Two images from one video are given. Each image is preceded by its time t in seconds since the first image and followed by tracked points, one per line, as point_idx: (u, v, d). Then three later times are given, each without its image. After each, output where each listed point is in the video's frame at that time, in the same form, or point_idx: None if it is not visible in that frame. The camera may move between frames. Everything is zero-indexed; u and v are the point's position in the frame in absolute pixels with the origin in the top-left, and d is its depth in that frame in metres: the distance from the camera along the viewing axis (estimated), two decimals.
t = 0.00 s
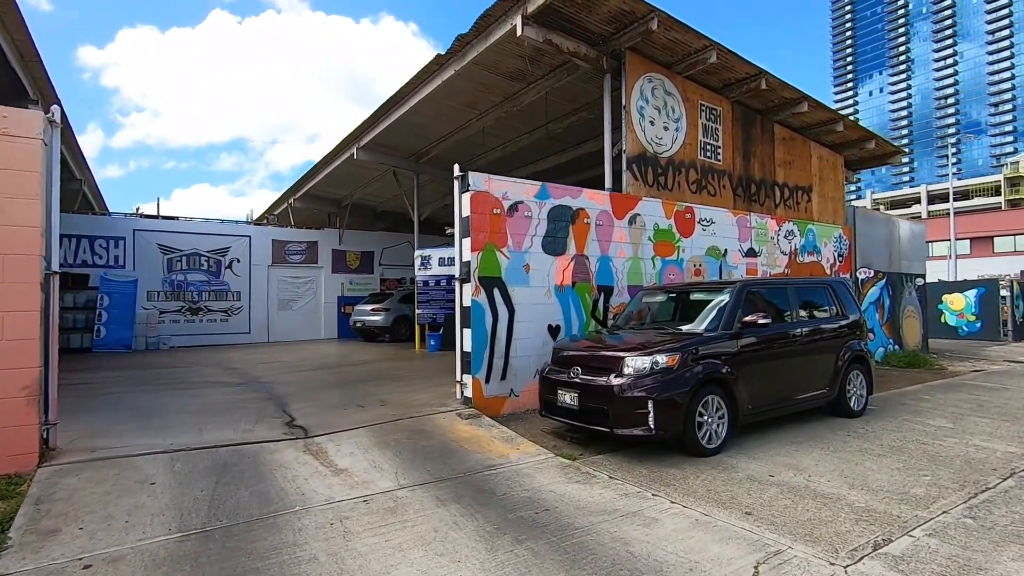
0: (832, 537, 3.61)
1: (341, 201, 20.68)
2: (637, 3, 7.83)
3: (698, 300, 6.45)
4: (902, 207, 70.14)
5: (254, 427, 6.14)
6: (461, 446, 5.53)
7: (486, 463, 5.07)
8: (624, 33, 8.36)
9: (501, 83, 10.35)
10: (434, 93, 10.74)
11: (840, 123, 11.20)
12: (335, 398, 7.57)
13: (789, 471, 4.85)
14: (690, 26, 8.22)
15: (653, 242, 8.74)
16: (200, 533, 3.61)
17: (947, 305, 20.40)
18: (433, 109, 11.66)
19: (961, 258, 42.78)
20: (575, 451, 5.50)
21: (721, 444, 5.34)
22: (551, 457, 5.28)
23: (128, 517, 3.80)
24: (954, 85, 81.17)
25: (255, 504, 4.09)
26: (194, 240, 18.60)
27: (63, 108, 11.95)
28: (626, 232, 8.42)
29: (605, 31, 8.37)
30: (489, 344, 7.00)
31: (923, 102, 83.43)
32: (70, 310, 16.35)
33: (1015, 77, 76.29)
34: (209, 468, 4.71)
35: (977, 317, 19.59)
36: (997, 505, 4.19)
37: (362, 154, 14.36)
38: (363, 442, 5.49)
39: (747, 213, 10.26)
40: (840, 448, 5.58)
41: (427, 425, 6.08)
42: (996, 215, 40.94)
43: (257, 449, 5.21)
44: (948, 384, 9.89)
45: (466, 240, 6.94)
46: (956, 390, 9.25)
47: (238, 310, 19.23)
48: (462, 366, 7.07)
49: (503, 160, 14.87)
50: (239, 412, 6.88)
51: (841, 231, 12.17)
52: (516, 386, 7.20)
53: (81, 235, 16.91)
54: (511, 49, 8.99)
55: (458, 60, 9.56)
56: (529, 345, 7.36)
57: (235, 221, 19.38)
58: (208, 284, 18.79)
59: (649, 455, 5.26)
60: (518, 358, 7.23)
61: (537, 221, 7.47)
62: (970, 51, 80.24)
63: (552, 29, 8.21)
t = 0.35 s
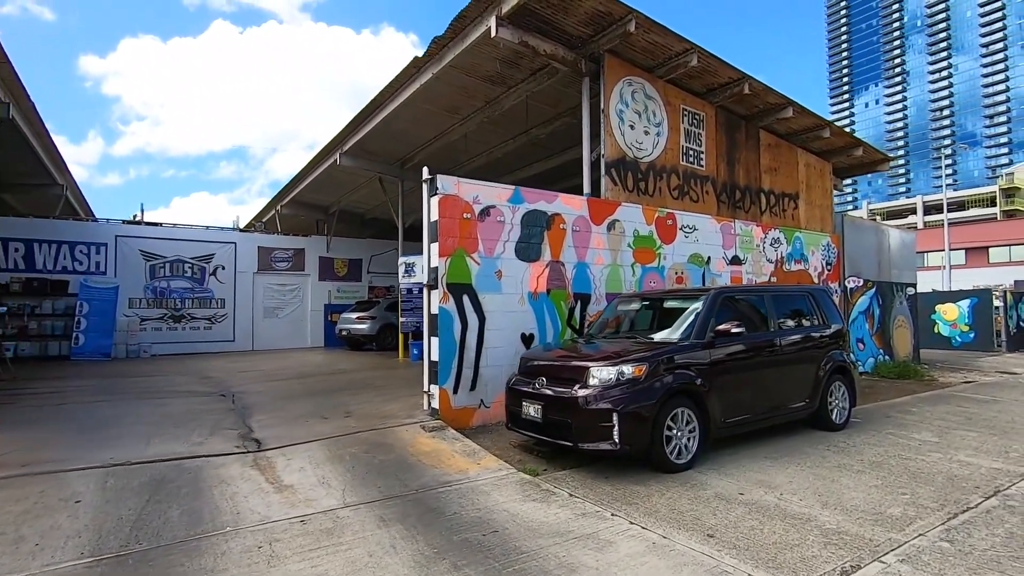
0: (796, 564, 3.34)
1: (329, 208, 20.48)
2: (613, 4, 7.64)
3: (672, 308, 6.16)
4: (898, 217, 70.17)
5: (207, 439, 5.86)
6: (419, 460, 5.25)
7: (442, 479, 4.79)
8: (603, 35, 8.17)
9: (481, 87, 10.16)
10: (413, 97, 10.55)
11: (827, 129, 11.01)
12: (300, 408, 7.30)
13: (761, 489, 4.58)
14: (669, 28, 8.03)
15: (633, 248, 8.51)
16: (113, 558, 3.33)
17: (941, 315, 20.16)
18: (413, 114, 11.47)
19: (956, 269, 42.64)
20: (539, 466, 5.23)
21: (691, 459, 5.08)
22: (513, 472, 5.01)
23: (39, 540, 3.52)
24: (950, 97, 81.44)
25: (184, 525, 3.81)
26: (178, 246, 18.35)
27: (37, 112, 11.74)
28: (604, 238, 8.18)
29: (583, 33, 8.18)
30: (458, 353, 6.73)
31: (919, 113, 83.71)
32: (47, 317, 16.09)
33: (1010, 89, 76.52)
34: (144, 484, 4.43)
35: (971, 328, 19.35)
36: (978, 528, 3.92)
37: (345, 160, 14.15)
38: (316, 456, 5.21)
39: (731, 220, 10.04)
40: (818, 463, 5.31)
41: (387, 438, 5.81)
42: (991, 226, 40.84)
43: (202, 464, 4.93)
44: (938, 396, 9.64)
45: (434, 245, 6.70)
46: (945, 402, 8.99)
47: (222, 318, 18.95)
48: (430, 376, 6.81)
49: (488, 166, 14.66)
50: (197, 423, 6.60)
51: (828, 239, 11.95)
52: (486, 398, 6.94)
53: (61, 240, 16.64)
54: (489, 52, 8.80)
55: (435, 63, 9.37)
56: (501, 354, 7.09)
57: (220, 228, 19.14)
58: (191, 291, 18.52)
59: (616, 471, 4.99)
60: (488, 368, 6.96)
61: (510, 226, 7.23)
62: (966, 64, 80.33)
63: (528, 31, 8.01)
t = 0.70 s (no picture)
0: None
1: (321, 220, 20.38)
2: (591, 11, 7.52)
3: (647, 319, 5.93)
4: (900, 228, 69.98)
5: (165, 457, 5.65)
6: (380, 479, 5.03)
7: (400, 500, 4.57)
8: (582, 42, 8.05)
9: (463, 97, 10.05)
10: (396, 107, 10.44)
11: (816, 138, 10.85)
12: (269, 424, 7.09)
13: (734, 510, 4.35)
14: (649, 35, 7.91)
15: (615, 259, 8.32)
16: None
17: (940, 326, 19.88)
18: (397, 124, 11.37)
19: (956, 279, 42.39)
20: (505, 485, 5.01)
21: (664, 478, 4.86)
22: (476, 492, 4.78)
23: None
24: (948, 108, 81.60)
25: (115, 551, 3.59)
26: (168, 259, 18.23)
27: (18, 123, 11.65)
28: (585, 248, 8.00)
29: (562, 40, 8.06)
30: (429, 366, 6.53)
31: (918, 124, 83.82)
32: (34, 330, 15.88)
33: (1009, 100, 76.62)
34: (84, 506, 4.22)
35: (970, 339, 19.07)
36: (961, 552, 3.68)
37: (333, 171, 14.05)
38: (272, 476, 5.00)
39: (718, 229, 9.87)
40: (798, 482, 5.08)
41: (352, 456, 5.59)
42: (991, 236, 40.62)
43: (150, 485, 4.71)
44: (932, 409, 9.39)
45: (405, 256, 6.53)
46: (939, 416, 8.73)
47: (212, 331, 18.77)
48: (401, 391, 6.60)
49: (477, 177, 14.55)
50: (160, 439, 6.39)
51: (820, 249, 11.76)
52: (459, 413, 6.72)
53: (49, 253, 16.50)
54: (468, 61, 8.69)
55: (416, 72, 9.27)
56: (475, 367, 6.89)
57: (211, 240, 19.02)
58: (181, 304, 18.36)
59: (584, 490, 4.77)
60: (461, 382, 6.75)
61: (485, 236, 7.06)
62: (964, 75, 80.62)
63: (506, 39, 7.89)
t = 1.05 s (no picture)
0: None
1: (316, 229, 20.31)
2: (572, 14, 7.36)
3: (624, 329, 5.67)
4: (907, 235, 69.37)
5: (125, 472, 5.48)
6: (341, 496, 4.83)
7: (356, 519, 4.37)
8: (564, 46, 7.89)
9: (448, 104, 9.92)
10: (381, 114, 10.33)
11: (809, 142, 10.62)
12: (241, 438, 6.91)
13: (705, 531, 4.11)
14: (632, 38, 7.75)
15: (600, 266, 8.12)
16: None
17: (945, 335, 19.51)
18: (384, 132, 11.25)
19: (963, 286, 41.94)
20: (470, 503, 4.79)
21: (634, 496, 4.64)
22: (438, 511, 4.57)
23: None
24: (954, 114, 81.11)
25: None
26: (162, 269, 18.17)
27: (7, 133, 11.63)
28: (567, 256, 7.81)
29: (544, 44, 7.90)
30: (402, 378, 6.33)
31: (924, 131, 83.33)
32: (27, 341, 15.72)
33: (1016, 106, 76.07)
34: (24, 526, 4.05)
35: (976, 347, 18.70)
36: None
37: (323, 180, 13.95)
38: (229, 493, 4.81)
39: (708, 236, 9.65)
40: (778, 500, 4.84)
41: (315, 472, 5.39)
42: (998, 242, 40.18)
43: (99, 503, 4.53)
44: (930, 421, 9.09)
45: (378, 264, 6.35)
46: (936, 428, 8.45)
47: (206, 341, 18.67)
48: (373, 404, 6.41)
49: (469, 186, 14.41)
50: (125, 454, 6.23)
51: (815, 256, 11.51)
52: (434, 426, 6.51)
53: (43, 263, 16.46)
54: (451, 67, 8.56)
55: (398, 79, 9.15)
56: (450, 379, 6.69)
57: (206, 250, 18.96)
58: (175, 314, 18.28)
59: (551, 510, 4.54)
60: (436, 395, 6.55)
61: (462, 244, 6.89)
62: (970, 82, 80.20)
63: (486, 43, 7.74)
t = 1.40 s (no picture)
0: None
1: (313, 235, 20.21)
2: (553, 10, 7.18)
3: (604, 330, 5.45)
4: (915, 235, 68.61)
5: (88, 483, 5.31)
6: (305, 508, 4.63)
7: (316, 533, 4.17)
8: (547, 43, 7.71)
9: (434, 105, 9.77)
10: (367, 116, 10.19)
11: (805, 139, 10.37)
12: (216, 447, 6.74)
13: (682, 544, 3.88)
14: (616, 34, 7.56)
15: (587, 268, 7.91)
16: None
17: (953, 336, 19.09)
18: (372, 135, 11.11)
19: (973, 287, 41.33)
20: (439, 515, 4.58)
21: (610, 505, 4.42)
22: (404, 523, 4.36)
23: None
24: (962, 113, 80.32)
25: None
26: (159, 276, 18.11)
27: None
28: (552, 256, 7.61)
29: (527, 41, 7.72)
30: (378, 384, 6.14)
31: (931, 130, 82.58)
32: (22, 350, 15.67)
33: None
34: None
35: (985, 348, 18.27)
36: None
37: (315, 185, 13.83)
38: (188, 506, 4.62)
39: (701, 236, 9.42)
40: (764, 509, 4.59)
41: (283, 483, 5.19)
42: (1008, 241, 39.59)
43: (51, 517, 4.36)
44: (933, 424, 8.78)
45: (353, 267, 6.18)
46: (938, 431, 8.15)
47: (202, 348, 18.57)
48: (349, 411, 6.22)
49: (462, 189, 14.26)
50: (93, 464, 6.07)
51: (813, 255, 11.23)
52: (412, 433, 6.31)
53: (38, 272, 16.40)
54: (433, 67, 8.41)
55: (382, 79, 9.00)
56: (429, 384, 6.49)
57: (202, 257, 18.90)
58: (171, 321, 18.21)
59: (522, 521, 4.32)
60: (414, 401, 6.35)
61: (441, 246, 6.70)
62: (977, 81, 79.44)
63: (467, 41, 7.58)
